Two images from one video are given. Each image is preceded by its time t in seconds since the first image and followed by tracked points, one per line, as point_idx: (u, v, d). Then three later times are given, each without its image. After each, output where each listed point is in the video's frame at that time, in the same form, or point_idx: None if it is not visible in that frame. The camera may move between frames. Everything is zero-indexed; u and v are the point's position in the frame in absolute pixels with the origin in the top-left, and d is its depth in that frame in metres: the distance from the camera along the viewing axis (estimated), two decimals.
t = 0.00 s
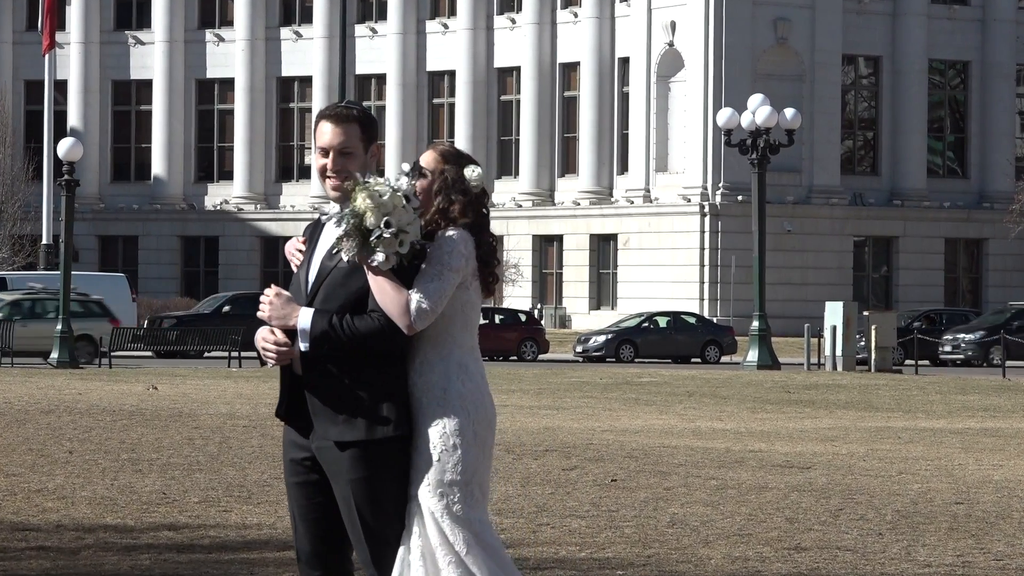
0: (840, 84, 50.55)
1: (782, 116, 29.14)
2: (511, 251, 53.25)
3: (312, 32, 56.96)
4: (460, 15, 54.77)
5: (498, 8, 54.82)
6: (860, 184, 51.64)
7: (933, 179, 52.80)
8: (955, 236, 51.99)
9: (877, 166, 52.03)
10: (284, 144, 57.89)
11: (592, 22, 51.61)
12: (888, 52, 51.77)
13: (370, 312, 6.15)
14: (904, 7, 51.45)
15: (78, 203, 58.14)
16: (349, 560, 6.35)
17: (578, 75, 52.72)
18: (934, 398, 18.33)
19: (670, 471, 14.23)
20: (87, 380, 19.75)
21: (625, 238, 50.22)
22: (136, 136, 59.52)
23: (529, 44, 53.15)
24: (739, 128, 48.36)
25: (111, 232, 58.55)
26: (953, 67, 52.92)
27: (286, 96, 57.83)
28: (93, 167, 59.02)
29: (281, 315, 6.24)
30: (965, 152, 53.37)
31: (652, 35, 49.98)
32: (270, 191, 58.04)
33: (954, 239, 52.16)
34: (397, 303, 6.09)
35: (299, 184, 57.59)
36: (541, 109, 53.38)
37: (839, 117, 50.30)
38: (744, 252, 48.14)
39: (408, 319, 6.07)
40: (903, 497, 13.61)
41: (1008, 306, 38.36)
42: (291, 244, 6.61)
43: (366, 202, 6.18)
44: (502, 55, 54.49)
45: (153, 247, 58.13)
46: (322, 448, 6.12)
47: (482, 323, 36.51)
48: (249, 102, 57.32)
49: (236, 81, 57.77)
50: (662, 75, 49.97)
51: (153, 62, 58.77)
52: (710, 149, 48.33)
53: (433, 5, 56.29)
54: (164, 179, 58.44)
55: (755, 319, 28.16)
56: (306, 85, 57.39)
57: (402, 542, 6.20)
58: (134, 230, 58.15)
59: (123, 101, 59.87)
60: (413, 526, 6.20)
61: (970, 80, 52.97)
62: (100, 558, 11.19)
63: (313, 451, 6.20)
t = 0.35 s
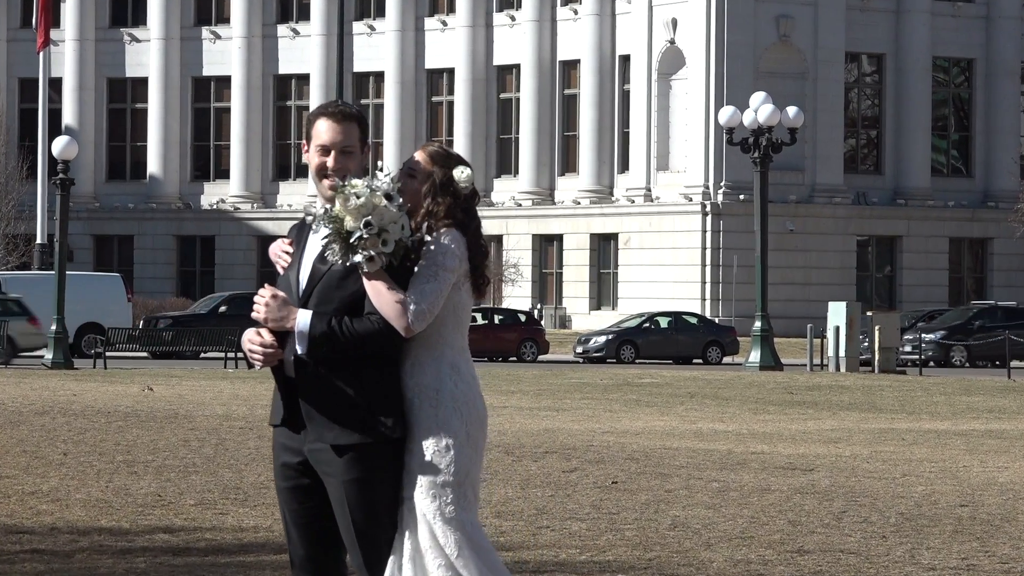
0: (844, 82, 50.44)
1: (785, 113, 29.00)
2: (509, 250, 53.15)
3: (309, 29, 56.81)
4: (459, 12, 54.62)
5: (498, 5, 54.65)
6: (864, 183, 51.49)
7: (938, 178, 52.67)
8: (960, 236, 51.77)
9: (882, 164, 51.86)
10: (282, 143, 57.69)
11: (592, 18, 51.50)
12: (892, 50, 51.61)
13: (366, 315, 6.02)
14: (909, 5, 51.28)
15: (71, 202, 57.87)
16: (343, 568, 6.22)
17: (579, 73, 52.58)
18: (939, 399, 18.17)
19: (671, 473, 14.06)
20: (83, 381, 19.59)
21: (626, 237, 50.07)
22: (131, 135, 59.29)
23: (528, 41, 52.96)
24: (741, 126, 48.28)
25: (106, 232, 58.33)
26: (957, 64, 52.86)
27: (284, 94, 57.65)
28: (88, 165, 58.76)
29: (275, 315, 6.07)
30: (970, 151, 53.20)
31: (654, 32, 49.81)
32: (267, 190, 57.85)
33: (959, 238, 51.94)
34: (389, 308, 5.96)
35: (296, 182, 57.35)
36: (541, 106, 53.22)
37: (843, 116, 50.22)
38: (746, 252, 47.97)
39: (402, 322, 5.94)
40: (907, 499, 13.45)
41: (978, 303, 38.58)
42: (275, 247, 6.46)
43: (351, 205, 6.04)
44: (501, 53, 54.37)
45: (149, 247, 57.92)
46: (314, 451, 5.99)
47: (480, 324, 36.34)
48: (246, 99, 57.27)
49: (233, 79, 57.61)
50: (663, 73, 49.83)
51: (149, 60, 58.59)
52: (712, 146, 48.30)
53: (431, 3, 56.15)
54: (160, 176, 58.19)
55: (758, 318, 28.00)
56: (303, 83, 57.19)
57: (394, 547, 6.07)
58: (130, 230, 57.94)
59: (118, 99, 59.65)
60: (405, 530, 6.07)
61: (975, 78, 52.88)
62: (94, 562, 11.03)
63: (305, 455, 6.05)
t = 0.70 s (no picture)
0: (856, 76, 49.94)
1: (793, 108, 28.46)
2: (508, 247, 52.58)
3: (300, 19, 56.02)
4: (456, 2, 53.95)
5: None
6: (876, 180, 51.01)
7: (954, 173, 52.11)
8: (976, 235, 51.13)
9: (895, 161, 51.36)
10: (271, 140, 56.77)
11: (595, 10, 50.95)
12: (906, 41, 51.14)
13: (364, 318, 5.76)
14: None
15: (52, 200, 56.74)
16: None
17: (580, 65, 52.03)
18: (954, 404, 17.62)
19: (676, 481, 13.52)
20: (65, 385, 19.01)
21: (629, 236, 49.46)
22: (115, 130, 58.26)
23: (527, 32, 52.37)
24: (749, 121, 47.78)
25: (86, 230, 57.22)
26: (973, 56, 52.35)
27: (273, 88, 56.75)
28: (69, 160, 57.51)
29: (265, 318, 5.67)
30: (987, 145, 52.74)
31: (658, 23, 49.37)
32: (256, 186, 56.80)
33: (975, 236, 51.28)
34: (398, 311, 5.71)
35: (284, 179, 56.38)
36: (541, 99, 52.64)
37: (854, 113, 49.74)
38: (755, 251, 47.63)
39: (409, 325, 5.70)
40: (922, 508, 12.91)
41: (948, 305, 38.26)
42: (251, 249, 6.12)
43: (359, 202, 5.78)
44: (499, 45, 53.73)
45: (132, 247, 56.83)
46: (299, 457, 5.68)
47: (479, 326, 35.82)
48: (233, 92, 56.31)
49: (220, 71, 56.66)
50: (667, 65, 49.32)
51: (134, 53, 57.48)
52: (718, 142, 47.84)
53: None
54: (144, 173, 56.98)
55: (765, 321, 27.47)
56: (293, 76, 56.31)
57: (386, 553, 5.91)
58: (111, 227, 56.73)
59: (101, 92, 58.58)
60: (398, 535, 5.90)
61: (991, 70, 52.37)
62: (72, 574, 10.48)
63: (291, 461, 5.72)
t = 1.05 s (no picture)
0: (869, 69, 49.43)
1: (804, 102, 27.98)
2: (508, 246, 52.10)
3: (291, 10, 55.04)
4: None
5: None
6: (892, 177, 50.35)
7: (972, 170, 51.45)
8: (993, 234, 50.46)
9: (909, 157, 50.71)
10: (261, 134, 55.84)
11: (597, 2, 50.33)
12: (921, 33, 50.49)
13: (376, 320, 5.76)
14: None
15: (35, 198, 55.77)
16: None
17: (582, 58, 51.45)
18: (970, 410, 17.11)
19: (682, 490, 13.02)
20: (49, 390, 18.50)
21: (635, 235, 48.88)
22: (99, 125, 57.24)
23: (527, 24, 51.79)
24: (756, 116, 47.23)
25: (70, 229, 56.33)
26: (990, 49, 51.62)
27: (263, 82, 55.82)
28: (53, 156, 56.42)
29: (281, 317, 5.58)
30: (1005, 141, 52.08)
31: (663, 14, 48.86)
32: (247, 185, 55.76)
33: (992, 236, 50.63)
34: (416, 313, 5.75)
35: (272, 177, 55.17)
36: (543, 92, 52.14)
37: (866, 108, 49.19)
38: (764, 251, 46.90)
39: (424, 326, 5.76)
40: (937, 518, 12.40)
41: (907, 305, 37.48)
42: (225, 247, 5.92)
43: (374, 203, 5.78)
44: (499, 38, 53.11)
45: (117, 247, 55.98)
46: (303, 464, 5.66)
47: (479, 329, 35.26)
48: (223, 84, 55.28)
49: (209, 64, 55.67)
50: (673, 58, 48.84)
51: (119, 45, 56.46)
52: (726, 136, 47.14)
53: None
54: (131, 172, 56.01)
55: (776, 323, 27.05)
56: (285, 68, 55.36)
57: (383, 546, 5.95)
58: (97, 227, 55.96)
59: (85, 86, 57.49)
60: (401, 534, 5.94)
61: (1009, 63, 51.67)
62: None
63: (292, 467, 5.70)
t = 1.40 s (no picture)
0: (884, 62, 48.96)
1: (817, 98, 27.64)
2: (512, 245, 51.73)
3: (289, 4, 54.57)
4: None
5: None
6: (907, 175, 49.86)
7: (988, 168, 51.04)
8: (1009, 233, 50.02)
9: (925, 154, 50.27)
10: (259, 131, 55.45)
11: None
12: (936, 27, 50.04)
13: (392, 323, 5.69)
14: None
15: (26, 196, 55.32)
16: None
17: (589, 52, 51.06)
18: (988, 413, 16.75)
19: (692, 496, 12.66)
20: (41, 394, 18.17)
21: (644, 233, 48.47)
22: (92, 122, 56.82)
23: (532, 18, 51.42)
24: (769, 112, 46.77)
25: (64, 229, 55.89)
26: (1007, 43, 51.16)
27: (262, 77, 55.32)
28: (45, 155, 56.02)
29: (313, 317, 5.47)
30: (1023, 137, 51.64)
31: (672, 8, 48.50)
32: (244, 182, 55.35)
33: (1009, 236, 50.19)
34: (439, 322, 5.72)
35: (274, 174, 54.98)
36: (548, 88, 51.72)
37: (882, 104, 48.68)
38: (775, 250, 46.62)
39: (441, 332, 5.71)
40: (954, 525, 12.03)
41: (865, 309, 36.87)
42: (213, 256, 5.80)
43: (400, 207, 5.70)
44: (503, 32, 52.71)
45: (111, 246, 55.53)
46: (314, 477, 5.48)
47: (482, 332, 34.90)
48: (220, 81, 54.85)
49: (205, 59, 55.19)
50: (682, 52, 48.41)
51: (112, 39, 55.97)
52: (737, 133, 46.72)
53: None
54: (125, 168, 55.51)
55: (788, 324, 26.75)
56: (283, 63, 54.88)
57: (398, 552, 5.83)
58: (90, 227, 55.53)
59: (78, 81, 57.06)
60: (414, 539, 5.82)
61: None
62: None
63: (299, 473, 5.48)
